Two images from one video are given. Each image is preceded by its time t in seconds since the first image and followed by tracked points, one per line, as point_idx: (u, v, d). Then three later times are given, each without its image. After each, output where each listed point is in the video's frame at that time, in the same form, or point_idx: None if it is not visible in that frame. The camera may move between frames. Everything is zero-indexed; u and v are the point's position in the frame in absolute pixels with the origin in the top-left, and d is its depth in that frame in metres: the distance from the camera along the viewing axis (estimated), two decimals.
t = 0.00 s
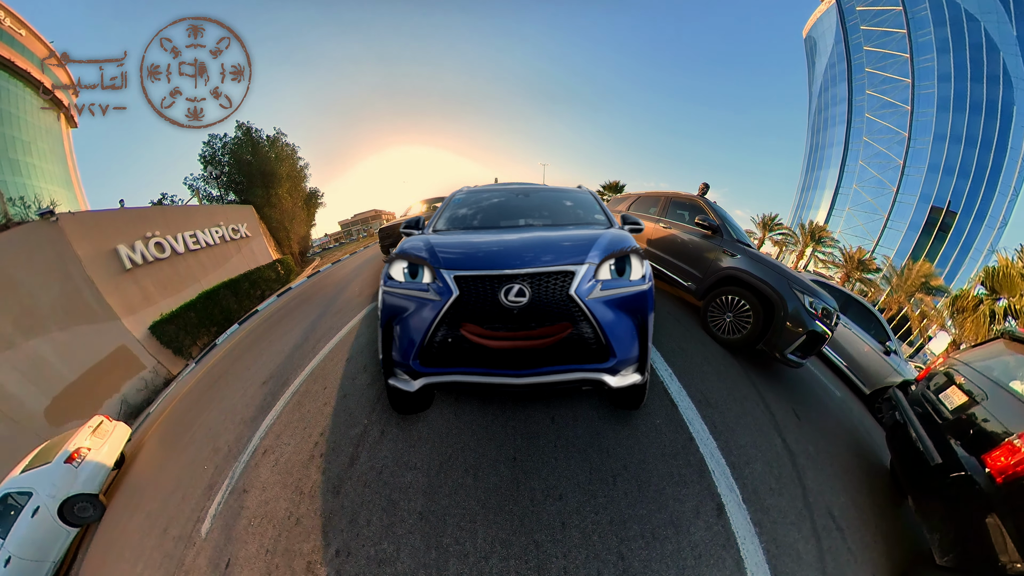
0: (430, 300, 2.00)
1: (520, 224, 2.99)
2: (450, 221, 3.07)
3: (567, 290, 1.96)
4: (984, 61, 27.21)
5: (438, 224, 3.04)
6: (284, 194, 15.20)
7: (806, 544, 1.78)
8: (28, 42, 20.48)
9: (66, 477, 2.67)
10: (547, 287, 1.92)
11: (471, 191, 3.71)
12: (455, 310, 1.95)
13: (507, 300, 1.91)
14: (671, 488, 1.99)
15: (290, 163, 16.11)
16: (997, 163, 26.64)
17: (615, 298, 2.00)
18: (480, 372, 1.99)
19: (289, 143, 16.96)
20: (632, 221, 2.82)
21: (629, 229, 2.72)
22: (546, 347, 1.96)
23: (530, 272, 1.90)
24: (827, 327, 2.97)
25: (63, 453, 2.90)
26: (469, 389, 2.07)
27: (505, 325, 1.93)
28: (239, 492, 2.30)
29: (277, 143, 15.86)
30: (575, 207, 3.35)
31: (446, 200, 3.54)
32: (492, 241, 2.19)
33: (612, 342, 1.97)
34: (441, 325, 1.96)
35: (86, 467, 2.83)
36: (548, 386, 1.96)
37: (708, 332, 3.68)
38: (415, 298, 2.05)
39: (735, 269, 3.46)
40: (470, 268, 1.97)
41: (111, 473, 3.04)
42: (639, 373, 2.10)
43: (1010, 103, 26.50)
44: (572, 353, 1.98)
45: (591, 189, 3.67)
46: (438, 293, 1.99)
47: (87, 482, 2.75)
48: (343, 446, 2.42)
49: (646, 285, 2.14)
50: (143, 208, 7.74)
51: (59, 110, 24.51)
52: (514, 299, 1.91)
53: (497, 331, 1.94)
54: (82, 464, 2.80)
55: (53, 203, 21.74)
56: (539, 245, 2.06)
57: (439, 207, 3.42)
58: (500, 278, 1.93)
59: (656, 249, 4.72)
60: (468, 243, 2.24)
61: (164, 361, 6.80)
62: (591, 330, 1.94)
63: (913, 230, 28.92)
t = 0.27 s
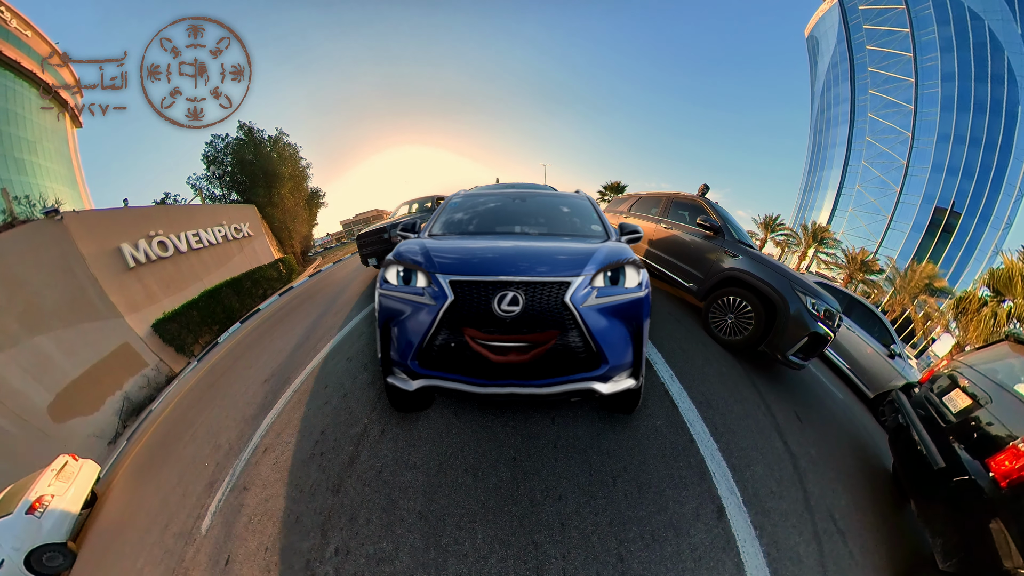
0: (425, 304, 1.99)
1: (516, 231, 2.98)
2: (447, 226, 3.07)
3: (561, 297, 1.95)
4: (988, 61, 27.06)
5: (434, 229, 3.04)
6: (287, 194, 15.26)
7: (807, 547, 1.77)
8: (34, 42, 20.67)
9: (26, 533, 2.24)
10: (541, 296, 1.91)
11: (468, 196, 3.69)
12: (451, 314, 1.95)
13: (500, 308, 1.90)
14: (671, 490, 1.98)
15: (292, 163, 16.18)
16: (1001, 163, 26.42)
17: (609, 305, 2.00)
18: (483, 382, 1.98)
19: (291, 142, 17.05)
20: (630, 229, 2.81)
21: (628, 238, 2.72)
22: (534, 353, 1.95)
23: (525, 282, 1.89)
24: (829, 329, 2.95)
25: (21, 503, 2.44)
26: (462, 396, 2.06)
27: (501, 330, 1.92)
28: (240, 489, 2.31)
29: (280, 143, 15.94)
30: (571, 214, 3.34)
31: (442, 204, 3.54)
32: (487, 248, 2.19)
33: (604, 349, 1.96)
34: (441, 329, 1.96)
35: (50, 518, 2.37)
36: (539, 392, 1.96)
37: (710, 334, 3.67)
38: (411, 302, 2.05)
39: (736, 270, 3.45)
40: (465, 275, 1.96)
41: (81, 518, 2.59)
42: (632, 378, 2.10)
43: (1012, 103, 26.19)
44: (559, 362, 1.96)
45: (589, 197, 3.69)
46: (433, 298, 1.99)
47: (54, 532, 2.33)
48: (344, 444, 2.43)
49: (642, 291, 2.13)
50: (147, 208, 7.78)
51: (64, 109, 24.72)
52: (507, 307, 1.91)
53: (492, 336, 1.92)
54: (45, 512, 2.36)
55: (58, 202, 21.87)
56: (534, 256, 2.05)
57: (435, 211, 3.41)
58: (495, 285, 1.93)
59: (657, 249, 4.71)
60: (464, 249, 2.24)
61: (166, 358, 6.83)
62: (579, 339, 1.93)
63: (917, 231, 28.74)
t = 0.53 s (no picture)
0: (423, 301, 2.00)
1: (515, 226, 2.98)
2: (446, 220, 3.08)
3: (560, 294, 1.95)
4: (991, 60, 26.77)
5: (434, 223, 3.05)
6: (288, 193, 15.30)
7: (806, 546, 1.77)
8: (36, 43, 20.77)
9: None
10: (540, 291, 1.92)
11: (468, 192, 3.70)
12: (449, 310, 1.95)
13: (499, 302, 1.91)
14: (670, 487, 1.98)
15: (293, 162, 16.22)
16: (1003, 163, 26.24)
17: (609, 303, 1.99)
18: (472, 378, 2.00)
19: (292, 142, 17.09)
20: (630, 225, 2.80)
21: (627, 234, 2.70)
22: (537, 350, 1.96)
23: (524, 275, 1.90)
24: (829, 329, 2.95)
25: None
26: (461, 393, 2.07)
27: (497, 327, 1.93)
28: (241, 486, 2.32)
29: (281, 142, 15.98)
30: (571, 210, 3.34)
31: (442, 200, 3.55)
32: (487, 241, 2.20)
33: (606, 348, 1.96)
34: (435, 325, 1.96)
35: None
36: (544, 392, 1.97)
37: (710, 333, 3.66)
38: (409, 298, 2.06)
39: (736, 270, 3.45)
40: (464, 267, 1.97)
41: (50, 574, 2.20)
42: (634, 378, 2.10)
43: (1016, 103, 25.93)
44: (564, 361, 1.97)
45: (589, 193, 3.68)
46: (432, 293, 1.99)
47: None
48: (345, 441, 2.43)
49: (642, 290, 2.14)
50: (149, 207, 7.82)
51: (66, 109, 24.82)
52: (506, 301, 1.91)
53: (489, 334, 1.93)
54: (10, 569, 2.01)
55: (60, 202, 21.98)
56: (533, 249, 2.05)
57: (434, 206, 3.42)
58: (494, 279, 1.93)
59: (657, 249, 4.71)
60: (463, 242, 2.24)
61: (168, 357, 6.85)
62: (583, 337, 1.93)
63: (919, 232, 28.74)
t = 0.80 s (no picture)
0: (427, 302, 2.01)
1: (519, 227, 3.00)
2: (449, 223, 3.09)
3: (563, 293, 1.96)
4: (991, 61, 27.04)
5: (437, 225, 3.06)
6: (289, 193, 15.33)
7: (804, 541, 1.78)
8: (38, 41, 20.87)
9: None
10: (544, 291, 1.93)
11: (470, 193, 3.71)
12: (451, 313, 1.96)
13: (504, 303, 1.92)
14: (668, 482, 2.00)
15: (294, 163, 16.26)
16: (1003, 162, 26.39)
17: (613, 301, 2.00)
18: (473, 381, 1.99)
19: (293, 142, 17.13)
20: (632, 225, 2.82)
21: (628, 234, 2.73)
22: (545, 352, 1.95)
23: (527, 277, 1.91)
24: (826, 326, 2.96)
25: None
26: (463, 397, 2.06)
27: (501, 329, 1.93)
28: (243, 482, 2.33)
29: (282, 142, 16.00)
30: (573, 210, 3.36)
31: (444, 202, 3.56)
32: (490, 243, 2.22)
33: (612, 346, 1.97)
34: (436, 328, 1.96)
35: None
36: (546, 391, 1.98)
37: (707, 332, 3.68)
38: (413, 300, 2.06)
39: (732, 269, 3.46)
40: (467, 271, 1.99)
41: None
42: (639, 376, 2.10)
43: (1016, 102, 26.20)
44: (572, 360, 1.97)
45: (591, 193, 3.69)
46: (435, 295, 2.01)
47: None
48: (346, 437, 2.45)
49: (644, 288, 2.14)
50: (150, 207, 7.86)
51: (67, 109, 24.90)
52: (511, 302, 1.92)
53: (494, 335, 1.92)
54: None
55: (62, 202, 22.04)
56: (537, 249, 2.09)
57: (436, 209, 3.43)
58: (498, 281, 1.94)
59: (656, 249, 4.73)
60: (466, 245, 2.27)
61: (169, 356, 6.86)
62: (590, 335, 1.93)
63: (919, 231, 28.74)
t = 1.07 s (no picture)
0: (426, 300, 2.03)
1: (518, 225, 3.02)
2: (448, 221, 3.10)
3: (563, 291, 1.98)
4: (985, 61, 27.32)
5: (436, 224, 3.08)
6: (286, 194, 15.30)
7: (801, 531, 1.81)
8: (32, 41, 20.70)
9: None
10: (543, 289, 1.94)
11: (469, 192, 3.73)
12: (451, 310, 1.98)
13: (504, 300, 1.93)
14: (665, 472, 2.02)
15: (291, 163, 16.22)
16: (994, 161, 26.65)
17: (612, 300, 2.02)
18: (471, 378, 2.02)
19: (290, 143, 17.07)
20: (632, 224, 2.83)
21: (628, 232, 2.74)
22: (543, 349, 1.98)
23: (527, 275, 1.92)
24: (819, 321, 3.00)
25: None
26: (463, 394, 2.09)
27: (501, 326, 1.95)
28: (245, 481, 2.33)
29: (279, 143, 15.94)
30: (573, 208, 3.38)
31: (443, 200, 3.58)
32: (489, 241, 2.23)
33: (611, 344, 1.99)
34: (436, 325, 1.98)
35: None
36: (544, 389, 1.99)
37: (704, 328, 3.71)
38: (412, 298, 2.08)
39: (726, 266, 3.50)
40: (467, 268, 2.00)
41: None
42: (637, 375, 2.12)
43: (1010, 102, 26.62)
44: (572, 357, 2.00)
45: (590, 192, 3.71)
46: (434, 293, 2.02)
47: None
48: (347, 433, 2.46)
49: (643, 287, 2.16)
50: (148, 208, 7.83)
51: (62, 109, 24.74)
52: (510, 300, 1.94)
53: (492, 333, 1.95)
54: None
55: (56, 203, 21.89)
56: (537, 247, 2.08)
57: (436, 208, 3.44)
58: (498, 278, 1.95)
59: (653, 247, 4.76)
60: (465, 243, 2.27)
61: (166, 357, 6.85)
62: (588, 333, 1.96)
63: (913, 230, 28.88)
